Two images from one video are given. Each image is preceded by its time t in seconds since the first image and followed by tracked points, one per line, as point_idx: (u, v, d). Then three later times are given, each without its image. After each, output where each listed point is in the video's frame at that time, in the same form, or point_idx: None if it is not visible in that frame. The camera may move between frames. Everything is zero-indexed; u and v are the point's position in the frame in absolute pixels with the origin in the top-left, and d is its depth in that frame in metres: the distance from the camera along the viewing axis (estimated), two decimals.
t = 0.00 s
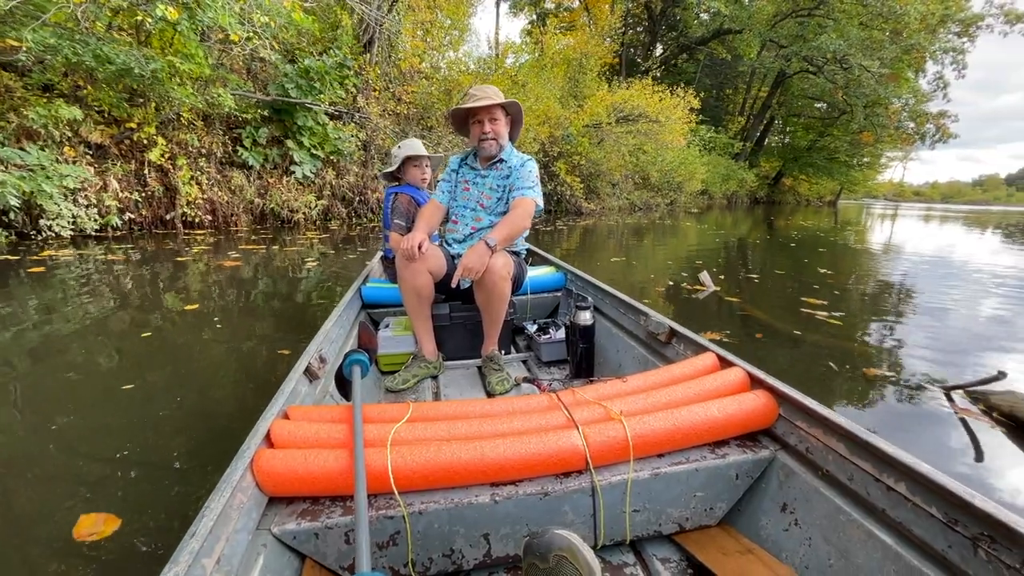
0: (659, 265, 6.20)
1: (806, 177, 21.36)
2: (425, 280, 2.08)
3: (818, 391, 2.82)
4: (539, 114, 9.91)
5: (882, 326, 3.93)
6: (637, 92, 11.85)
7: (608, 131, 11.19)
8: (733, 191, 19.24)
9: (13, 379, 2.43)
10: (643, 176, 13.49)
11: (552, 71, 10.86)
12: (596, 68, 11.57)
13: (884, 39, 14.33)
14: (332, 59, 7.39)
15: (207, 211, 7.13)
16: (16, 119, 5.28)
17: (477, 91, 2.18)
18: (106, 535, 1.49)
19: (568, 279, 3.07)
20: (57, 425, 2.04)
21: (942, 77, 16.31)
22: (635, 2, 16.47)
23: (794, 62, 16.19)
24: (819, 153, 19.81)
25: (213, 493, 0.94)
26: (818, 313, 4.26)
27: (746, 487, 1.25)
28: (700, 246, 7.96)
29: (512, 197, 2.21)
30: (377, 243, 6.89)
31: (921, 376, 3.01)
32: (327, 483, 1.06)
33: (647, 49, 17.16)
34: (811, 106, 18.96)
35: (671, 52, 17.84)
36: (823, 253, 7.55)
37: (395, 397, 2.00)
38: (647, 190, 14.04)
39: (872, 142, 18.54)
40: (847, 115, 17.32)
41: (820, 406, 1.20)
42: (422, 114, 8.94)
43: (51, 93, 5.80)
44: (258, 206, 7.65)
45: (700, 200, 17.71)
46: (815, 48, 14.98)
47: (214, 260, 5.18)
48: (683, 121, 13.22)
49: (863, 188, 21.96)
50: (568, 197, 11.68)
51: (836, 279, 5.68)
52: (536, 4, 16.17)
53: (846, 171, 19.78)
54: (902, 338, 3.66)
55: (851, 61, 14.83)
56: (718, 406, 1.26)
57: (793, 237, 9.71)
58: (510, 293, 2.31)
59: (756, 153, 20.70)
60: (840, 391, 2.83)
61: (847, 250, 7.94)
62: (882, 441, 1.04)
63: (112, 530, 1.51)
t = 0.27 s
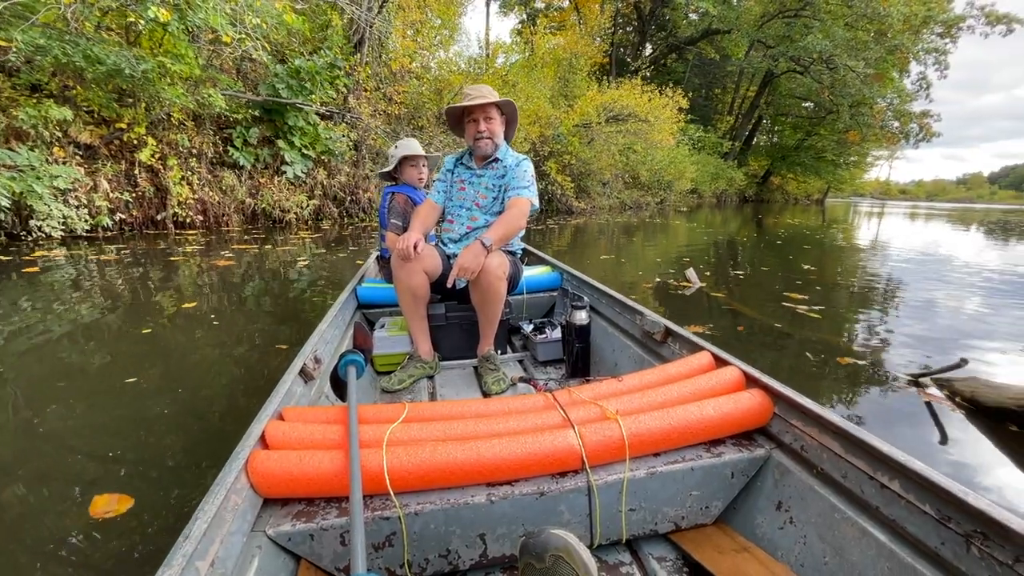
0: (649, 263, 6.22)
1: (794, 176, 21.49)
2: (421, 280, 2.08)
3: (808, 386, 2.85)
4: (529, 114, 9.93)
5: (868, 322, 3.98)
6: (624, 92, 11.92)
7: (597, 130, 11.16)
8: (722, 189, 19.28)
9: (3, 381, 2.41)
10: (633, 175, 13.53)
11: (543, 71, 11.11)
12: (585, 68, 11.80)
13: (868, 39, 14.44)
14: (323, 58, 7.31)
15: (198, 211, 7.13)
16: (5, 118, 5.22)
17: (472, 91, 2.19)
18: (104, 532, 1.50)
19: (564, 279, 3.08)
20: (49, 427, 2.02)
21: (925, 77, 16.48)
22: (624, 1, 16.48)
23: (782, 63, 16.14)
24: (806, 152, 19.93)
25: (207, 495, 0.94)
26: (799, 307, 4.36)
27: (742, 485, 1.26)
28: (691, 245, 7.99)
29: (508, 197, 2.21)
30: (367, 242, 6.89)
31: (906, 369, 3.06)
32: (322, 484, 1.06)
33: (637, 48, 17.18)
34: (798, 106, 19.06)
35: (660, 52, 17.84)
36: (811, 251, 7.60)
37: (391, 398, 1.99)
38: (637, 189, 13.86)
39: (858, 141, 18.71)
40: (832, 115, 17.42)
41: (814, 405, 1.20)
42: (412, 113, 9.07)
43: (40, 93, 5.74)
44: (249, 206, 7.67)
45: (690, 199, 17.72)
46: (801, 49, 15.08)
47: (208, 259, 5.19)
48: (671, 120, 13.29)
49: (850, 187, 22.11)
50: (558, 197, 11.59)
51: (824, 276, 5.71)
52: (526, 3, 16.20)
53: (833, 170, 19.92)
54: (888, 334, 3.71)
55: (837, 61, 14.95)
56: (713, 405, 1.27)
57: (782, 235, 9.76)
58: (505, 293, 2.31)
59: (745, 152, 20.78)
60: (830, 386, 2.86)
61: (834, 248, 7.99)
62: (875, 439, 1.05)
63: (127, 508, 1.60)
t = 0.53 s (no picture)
0: (638, 261, 6.24)
1: (782, 174, 21.61)
2: (417, 280, 2.07)
3: (797, 381, 2.87)
4: (519, 113, 9.96)
5: (854, 317, 4.03)
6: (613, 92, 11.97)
7: (587, 129, 11.19)
8: (711, 188, 19.31)
9: None
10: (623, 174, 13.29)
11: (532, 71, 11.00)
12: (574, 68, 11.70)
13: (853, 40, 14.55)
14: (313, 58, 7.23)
15: (189, 211, 7.04)
16: None
17: (470, 90, 2.21)
18: (99, 529, 1.50)
19: (560, 278, 3.08)
20: (41, 429, 2.01)
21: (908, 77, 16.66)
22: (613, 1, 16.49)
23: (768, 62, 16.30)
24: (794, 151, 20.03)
25: (202, 497, 0.93)
26: (781, 300, 4.49)
27: (739, 483, 1.26)
28: (680, 242, 8.01)
29: (504, 196, 2.21)
30: (358, 241, 6.89)
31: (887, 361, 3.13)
32: (318, 485, 1.06)
33: (626, 48, 17.21)
34: (785, 105, 19.16)
35: (648, 52, 17.81)
36: (799, 248, 7.65)
37: (388, 398, 1.99)
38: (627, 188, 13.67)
39: (843, 140, 18.87)
40: (818, 114, 17.51)
41: (810, 402, 1.21)
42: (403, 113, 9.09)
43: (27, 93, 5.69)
44: (241, 206, 7.60)
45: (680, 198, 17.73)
46: (788, 49, 15.16)
47: (200, 259, 5.19)
48: (659, 120, 13.36)
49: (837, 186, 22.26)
50: (548, 196, 11.54)
51: (813, 273, 5.75)
52: (516, 3, 16.35)
53: (819, 168, 20.05)
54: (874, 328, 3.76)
55: (822, 61, 15.06)
56: (710, 403, 1.27)
57: (769, 233, 9.81)
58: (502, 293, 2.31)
59: (733, 150, 20.85)
60: (818, 380, 2.88)
61: (821, 246, 8.04)
62: (871, 436, 1.05)
63: (139, 489, 1.69)
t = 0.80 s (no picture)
0: (627, 259, 6.25)
1: (769, 172, 21.73)
2: (414, 279, 2.07)
3: (787, 376, 2.89)
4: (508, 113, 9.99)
5: (841, 312, 4.08)
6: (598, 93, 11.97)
7: (577, 129, 11.19)
8: (700, 186, 19.36)
9: None
10: (612, 172, 13.16)
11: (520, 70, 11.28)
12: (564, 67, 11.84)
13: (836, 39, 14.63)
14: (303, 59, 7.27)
15: (178, 212, 7.05)
16: None
17: (467, 90, 2.21)
18: (94, 530, 1.50)
19: (557, 277, 3.08)
20: (33, 431, 1.99)
21: (891, 76, 16.82)
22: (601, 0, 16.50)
23: (754, 62, 16.37)
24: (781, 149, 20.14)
25: (198, 498, 0.93)
26: (762, 295, 4.61)
27: (735, 480, 1.26)
28: (669, 241, 8.02)
29: (501, 195, 2.21)
30: (347, 241, 6.89)
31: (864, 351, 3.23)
32: (316, 485, 1.05)
33: (614, 48, 17.21)
34: (773, 103, 19.24)
35: (636, 51, 17.72)
36: (787, 245, 7.69)
37: (385, 398, 1.99)
38: (616, 187, 13.66)
39: (829, 138, 19.02)
40: (804, 113, 17.61)
41: (807, 399, 1.21)
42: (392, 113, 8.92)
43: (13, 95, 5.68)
44: (230, 206, 7.62)
45: (668, 196, 17.74)
46: (773, 48, 15.25)
47: (191, 259, 5.19)
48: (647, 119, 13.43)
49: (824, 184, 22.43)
50: (538, 195, 11.56)
51: (800, 269, 5.80)
52: (504, 3, 16.74)
53: (806, 166, 20.20)
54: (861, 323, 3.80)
55: (807, 61, 15.14)
56: (707, 400, 1.27)
57: (757, 231, 9.87)
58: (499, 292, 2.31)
59: (722, 149, 20.91)
60: (808, 376, 2.90)
61: (808, 242, 8.10)
62: (867, 432, 1.06)
63: (150, 470, 1.79)
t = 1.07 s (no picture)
0: (615, 257, 6.27)
1: (756, 170, 21.83)
2: (409, 279, 2.06)
3: (775, 373, 2.91)
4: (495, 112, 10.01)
5: (828, 307, 4.13)
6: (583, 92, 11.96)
7: (565, 128, 11.23)
8: (688, 185, 19.39)
9: None
10: (601, 171, 13.18)
11: (509, 71, 11.30)
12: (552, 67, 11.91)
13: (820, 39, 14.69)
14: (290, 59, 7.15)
15: (167, 212, 6.97)
16: None
17: (464, 88, 2.21)
18: (88, 532, 1.50)
19: (553, 277, 3.08)
20: (23, 434, 1.97)
21: (874, 75, 16.94)
22: None
23: (741, 61, 16.45)
24: (767, 147, 20.24)
25: (190, 500, 0.92)
26: (743, 288, 4.76)
27: (730, 479, 1.26)
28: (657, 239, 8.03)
29: (497, 194, 2.20)
30: (336, 241, 6.88)
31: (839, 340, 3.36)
32: (309, 486, 1.05)
33: (602, 47, 17.21)
34: (759, 102, 19.31)
35: (624, 50, 17.75)
36: (774, 242, 7.73)
37: (380, 398, 1.98)
38: (606, 186, 13.61)
39: (814, 137, 19.16)
40: (790, 112, 17.69)
41: (801, 398, 1.21)
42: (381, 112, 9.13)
43: None
44: (219, 207, 7.56)
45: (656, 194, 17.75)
46: (758, 48, 15.32)
47: (181, 260, 5.18)
48: (635, 118, 13.49)
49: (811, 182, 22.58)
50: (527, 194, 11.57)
51: (787, 266, 5.83)
52: (492, 2, 16.76)
53: (792, 164, 20.36)
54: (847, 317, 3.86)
55: (791, 60, 15.22)
56: (702, 399, 1.27)
57: (743, 228, 9.92)
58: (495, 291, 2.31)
59: (709, 147, 20.97)
60: (796, 371, 2.94)
61: (795, 239, 8.15)
62: (861, 431, 1.06)
63: (156, 456, 1.87)
